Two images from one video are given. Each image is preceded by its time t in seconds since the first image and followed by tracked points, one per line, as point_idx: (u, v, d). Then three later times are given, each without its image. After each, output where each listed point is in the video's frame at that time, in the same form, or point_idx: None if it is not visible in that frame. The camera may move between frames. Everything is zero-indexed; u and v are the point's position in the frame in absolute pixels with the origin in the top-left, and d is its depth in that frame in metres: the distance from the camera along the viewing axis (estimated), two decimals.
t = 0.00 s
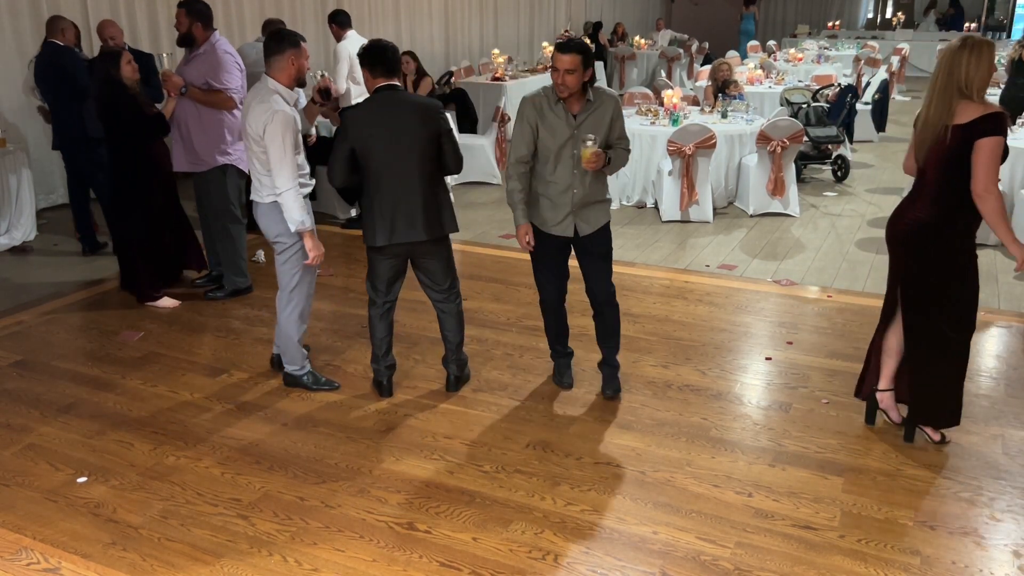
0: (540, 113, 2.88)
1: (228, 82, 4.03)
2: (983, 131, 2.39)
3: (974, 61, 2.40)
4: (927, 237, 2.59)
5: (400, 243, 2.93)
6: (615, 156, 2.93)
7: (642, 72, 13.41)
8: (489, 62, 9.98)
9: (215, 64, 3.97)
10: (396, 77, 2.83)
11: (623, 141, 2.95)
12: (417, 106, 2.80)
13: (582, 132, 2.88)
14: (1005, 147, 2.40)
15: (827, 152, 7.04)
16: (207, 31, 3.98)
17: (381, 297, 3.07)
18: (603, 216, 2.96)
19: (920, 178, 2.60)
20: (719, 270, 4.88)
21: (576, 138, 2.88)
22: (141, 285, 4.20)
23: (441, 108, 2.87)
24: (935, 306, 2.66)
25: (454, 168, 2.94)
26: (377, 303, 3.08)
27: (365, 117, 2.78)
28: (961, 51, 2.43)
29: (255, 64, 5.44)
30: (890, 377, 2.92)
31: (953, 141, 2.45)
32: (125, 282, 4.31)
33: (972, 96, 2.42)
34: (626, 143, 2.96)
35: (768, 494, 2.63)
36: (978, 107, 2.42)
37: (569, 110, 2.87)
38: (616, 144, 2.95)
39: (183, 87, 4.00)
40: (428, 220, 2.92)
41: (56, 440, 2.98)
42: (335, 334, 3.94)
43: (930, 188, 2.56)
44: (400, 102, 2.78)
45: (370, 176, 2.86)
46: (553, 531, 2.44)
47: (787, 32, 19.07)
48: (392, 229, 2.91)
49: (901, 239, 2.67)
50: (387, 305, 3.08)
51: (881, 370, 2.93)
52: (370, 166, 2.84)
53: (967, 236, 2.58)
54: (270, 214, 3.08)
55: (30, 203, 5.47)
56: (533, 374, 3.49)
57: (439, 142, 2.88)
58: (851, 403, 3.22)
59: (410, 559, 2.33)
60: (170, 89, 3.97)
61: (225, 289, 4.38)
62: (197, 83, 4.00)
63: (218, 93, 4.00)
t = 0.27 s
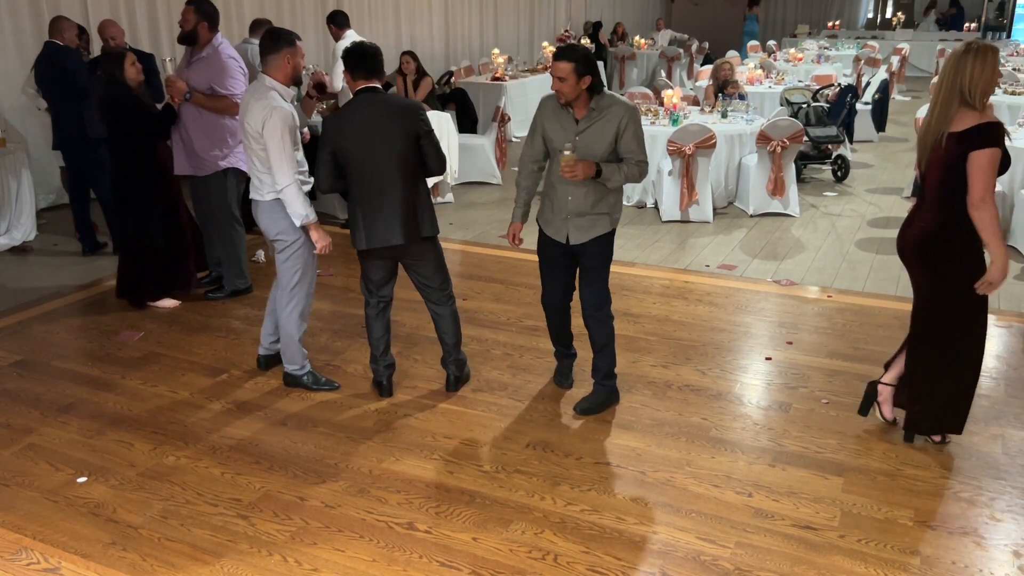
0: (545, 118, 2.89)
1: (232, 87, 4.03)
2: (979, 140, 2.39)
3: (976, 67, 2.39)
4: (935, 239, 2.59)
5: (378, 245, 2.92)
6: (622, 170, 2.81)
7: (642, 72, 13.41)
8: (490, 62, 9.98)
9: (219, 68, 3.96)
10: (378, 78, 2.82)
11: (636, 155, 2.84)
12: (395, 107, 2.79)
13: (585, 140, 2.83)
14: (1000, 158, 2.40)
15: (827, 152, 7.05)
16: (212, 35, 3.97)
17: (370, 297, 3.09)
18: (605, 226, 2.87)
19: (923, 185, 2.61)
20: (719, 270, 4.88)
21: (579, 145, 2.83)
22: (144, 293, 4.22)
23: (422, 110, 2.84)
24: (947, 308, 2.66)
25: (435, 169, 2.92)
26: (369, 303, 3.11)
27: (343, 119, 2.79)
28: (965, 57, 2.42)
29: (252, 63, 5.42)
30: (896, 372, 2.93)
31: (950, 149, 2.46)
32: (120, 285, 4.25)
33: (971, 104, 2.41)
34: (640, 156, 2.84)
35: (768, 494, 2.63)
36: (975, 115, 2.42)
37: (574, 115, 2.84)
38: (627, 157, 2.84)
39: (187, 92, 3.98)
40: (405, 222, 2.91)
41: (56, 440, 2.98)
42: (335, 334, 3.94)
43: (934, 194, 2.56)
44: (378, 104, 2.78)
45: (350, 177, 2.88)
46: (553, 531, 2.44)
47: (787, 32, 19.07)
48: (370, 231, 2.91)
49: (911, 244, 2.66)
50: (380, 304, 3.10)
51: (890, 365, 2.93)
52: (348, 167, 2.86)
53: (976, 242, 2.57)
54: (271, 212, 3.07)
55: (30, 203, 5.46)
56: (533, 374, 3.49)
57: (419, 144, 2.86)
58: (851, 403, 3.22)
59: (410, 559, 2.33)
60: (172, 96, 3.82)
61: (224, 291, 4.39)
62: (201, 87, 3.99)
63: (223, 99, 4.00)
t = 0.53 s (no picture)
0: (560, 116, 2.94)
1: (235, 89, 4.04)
2: (958, 134, 2.40)
3: (963, 62, 2.41)
4: (930, 236, 2.59)
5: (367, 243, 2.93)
6: (598, 181, 2.74)
7: (642, 72, 13.41)
8: (490, 62, 9.98)
9: (221, 70, 3.96)
10: (365, 76, 2.83)
11: (620, 168, 2.72)
12: (379, 104, 2.79)
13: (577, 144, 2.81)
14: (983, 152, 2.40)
15: (827, 152, 7.05)
16: (213, 36, 3.96)
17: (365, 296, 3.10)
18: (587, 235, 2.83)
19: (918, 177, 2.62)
20: (719, 270, 4.88)
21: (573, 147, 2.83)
22: (148, 298, 4.21)
23: (407, 105, 2.84)
24: (944, 313, 2.66)
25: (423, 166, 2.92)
26: (367, 303, 3.11)
27: (328, 117, 2.80)
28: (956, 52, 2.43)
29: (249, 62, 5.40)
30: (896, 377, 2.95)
31: (935, 143, 2.48)
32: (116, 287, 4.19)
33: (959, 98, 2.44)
34: (624, 169, 2.72)
35: (768, 494, 2.63)
36: (961, 109, 2.43)
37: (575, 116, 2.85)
38: (610, 169, 2.74)
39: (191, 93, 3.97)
40: (393, 219, 2.90)
41: (56, 440, 2.98)
42: (334, 334, 3.94)
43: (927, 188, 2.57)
44: (362, 101, 2.78)
45: (338, 175, 2.88)
46: (553, 531, 2.44)
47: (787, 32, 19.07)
48: (358, 228, 2.91)
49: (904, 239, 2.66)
50: (377, 302, 3.11)
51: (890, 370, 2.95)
52: (336, 165, 2.87)
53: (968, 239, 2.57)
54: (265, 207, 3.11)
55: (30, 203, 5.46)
56: (533, 374, 3.49)
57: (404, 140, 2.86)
58: (852, 403, 3.21)
59: (409, 559, 2.33)
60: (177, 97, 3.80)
61: (224, 291, 4.40)
62: (204, 89, 3.98)
63: (227, 101, 4.01)
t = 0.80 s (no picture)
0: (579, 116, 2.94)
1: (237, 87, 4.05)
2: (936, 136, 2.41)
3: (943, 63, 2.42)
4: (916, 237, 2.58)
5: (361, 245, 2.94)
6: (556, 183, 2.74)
7: (642, 72, 13.41)
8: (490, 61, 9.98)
9: (223, 68, 3.97)
10: (359, 77, 2.82)
11: (574, 175, 2.68)
12: (369, 106, 2.79)
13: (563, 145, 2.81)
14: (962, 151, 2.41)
15: (827, 152, 7.05)
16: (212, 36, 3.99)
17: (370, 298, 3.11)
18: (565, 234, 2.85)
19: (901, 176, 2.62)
20: (719, 270, 4.88)
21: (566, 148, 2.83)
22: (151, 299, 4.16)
23: (398, 107, 2.83)
24: (936, 316, 2.67)
25: (416, 168, 2.90)
26: (366, 304, 3.12)
27: (321, 121, 2.82)
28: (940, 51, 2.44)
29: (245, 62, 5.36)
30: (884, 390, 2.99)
31: (916, 143, 2.49)
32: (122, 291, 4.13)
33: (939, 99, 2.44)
34: (577, 177, 2.68)
35: (768, 494, 2.63)
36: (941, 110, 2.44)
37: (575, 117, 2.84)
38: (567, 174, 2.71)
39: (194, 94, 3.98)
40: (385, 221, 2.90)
41: (56, 439, 2.98)
42: (334, 334, 3.94)
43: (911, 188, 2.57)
44: (352, 104, 2.78)
45: (333, 178, 2.90)
46: (553, 531, 2.44)
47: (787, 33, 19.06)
48: (353, 231, 2.93)
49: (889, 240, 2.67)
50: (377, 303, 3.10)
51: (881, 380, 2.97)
52: (331, 168, 2.88)
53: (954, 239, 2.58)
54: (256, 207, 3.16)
55: (30, 203, 5.46)
56: (533, 374, 3.49)
57: (396, 142, 2.85)
58: (852, 403, 3.21)
59: (409, 559, 2.33)
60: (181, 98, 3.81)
61: (225, 291, 4.40)
62: (207, 88, 4.00)
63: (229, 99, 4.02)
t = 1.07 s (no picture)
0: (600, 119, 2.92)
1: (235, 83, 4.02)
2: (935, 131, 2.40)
3: (934, 62, 2.41)
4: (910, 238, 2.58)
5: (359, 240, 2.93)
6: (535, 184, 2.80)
7: (642, 71, 13.42)
8: (490, 61, 9.98)
9: (219, 65, 3.94)
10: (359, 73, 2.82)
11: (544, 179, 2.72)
12: (368, 101, 2.79)
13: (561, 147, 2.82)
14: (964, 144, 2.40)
15: (827, 152, 7.05)
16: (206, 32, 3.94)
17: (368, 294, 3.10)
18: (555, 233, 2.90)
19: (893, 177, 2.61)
20: (719, 270, 4.88)
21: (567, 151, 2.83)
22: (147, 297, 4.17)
23: (396, 102, 2.83)
24: (919, 322, 2.68)
25: (414, 163, 2.90)
26: (366, 303, 3.12)
27: (320, 116, 2.82)
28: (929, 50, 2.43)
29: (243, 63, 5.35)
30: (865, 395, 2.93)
31: (909, 142, 2.48)
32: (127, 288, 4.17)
33: (930, 96, 2.42)
34: (546, 181, 2.71)
35: (768, 494, 2.63)
36: (935, 107, 2.43)
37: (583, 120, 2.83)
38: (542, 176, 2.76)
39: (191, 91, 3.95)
40: (383, 216, 2.90)
41: (56, 440, 2.98)
42: (334, 334, 3.94)
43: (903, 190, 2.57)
44: (350, 98, 2.78)
45: (332, 173, 2.90)
46: (553, 531, 2.44)
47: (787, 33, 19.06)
48: (350, 226, 2.92)
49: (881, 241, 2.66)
50: (377, 301, 3.11)
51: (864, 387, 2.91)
52: (330, 164, 2.88)
53: (947, 241, 2.59)
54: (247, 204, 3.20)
55: (30, 203, 5.46)
56: (533, 373, 3.49)
57: (394, 137, 2.85)
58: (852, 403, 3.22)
59: (409, 560, 2.33)
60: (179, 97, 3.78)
61: (225, 290, 4.40)
62: (205, 85, 3.97)
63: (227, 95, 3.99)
